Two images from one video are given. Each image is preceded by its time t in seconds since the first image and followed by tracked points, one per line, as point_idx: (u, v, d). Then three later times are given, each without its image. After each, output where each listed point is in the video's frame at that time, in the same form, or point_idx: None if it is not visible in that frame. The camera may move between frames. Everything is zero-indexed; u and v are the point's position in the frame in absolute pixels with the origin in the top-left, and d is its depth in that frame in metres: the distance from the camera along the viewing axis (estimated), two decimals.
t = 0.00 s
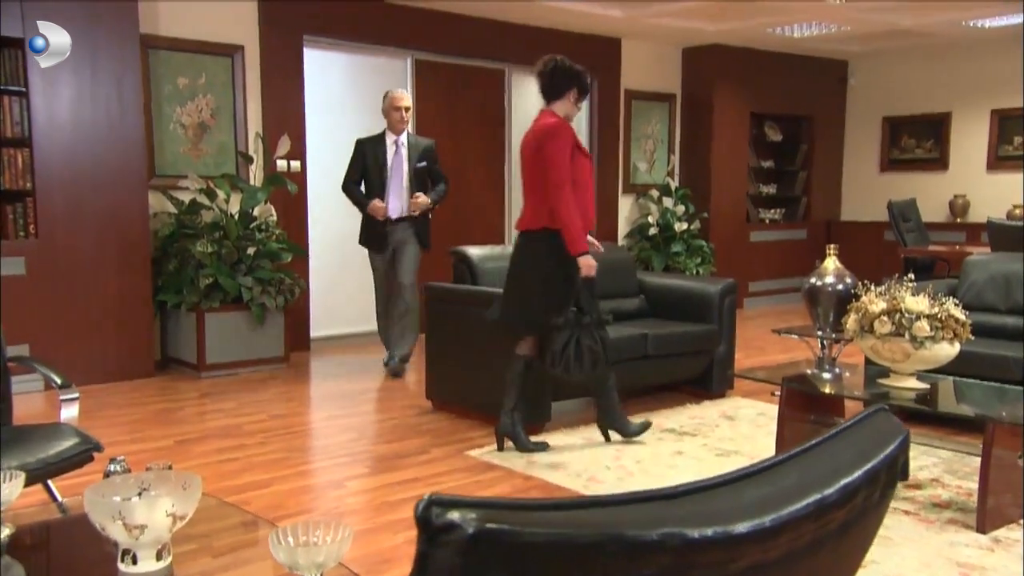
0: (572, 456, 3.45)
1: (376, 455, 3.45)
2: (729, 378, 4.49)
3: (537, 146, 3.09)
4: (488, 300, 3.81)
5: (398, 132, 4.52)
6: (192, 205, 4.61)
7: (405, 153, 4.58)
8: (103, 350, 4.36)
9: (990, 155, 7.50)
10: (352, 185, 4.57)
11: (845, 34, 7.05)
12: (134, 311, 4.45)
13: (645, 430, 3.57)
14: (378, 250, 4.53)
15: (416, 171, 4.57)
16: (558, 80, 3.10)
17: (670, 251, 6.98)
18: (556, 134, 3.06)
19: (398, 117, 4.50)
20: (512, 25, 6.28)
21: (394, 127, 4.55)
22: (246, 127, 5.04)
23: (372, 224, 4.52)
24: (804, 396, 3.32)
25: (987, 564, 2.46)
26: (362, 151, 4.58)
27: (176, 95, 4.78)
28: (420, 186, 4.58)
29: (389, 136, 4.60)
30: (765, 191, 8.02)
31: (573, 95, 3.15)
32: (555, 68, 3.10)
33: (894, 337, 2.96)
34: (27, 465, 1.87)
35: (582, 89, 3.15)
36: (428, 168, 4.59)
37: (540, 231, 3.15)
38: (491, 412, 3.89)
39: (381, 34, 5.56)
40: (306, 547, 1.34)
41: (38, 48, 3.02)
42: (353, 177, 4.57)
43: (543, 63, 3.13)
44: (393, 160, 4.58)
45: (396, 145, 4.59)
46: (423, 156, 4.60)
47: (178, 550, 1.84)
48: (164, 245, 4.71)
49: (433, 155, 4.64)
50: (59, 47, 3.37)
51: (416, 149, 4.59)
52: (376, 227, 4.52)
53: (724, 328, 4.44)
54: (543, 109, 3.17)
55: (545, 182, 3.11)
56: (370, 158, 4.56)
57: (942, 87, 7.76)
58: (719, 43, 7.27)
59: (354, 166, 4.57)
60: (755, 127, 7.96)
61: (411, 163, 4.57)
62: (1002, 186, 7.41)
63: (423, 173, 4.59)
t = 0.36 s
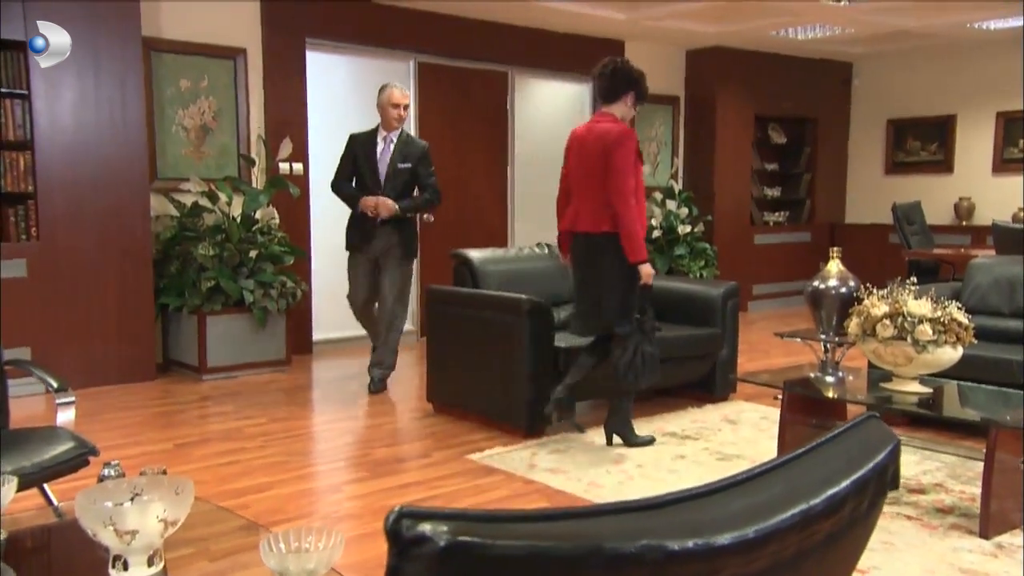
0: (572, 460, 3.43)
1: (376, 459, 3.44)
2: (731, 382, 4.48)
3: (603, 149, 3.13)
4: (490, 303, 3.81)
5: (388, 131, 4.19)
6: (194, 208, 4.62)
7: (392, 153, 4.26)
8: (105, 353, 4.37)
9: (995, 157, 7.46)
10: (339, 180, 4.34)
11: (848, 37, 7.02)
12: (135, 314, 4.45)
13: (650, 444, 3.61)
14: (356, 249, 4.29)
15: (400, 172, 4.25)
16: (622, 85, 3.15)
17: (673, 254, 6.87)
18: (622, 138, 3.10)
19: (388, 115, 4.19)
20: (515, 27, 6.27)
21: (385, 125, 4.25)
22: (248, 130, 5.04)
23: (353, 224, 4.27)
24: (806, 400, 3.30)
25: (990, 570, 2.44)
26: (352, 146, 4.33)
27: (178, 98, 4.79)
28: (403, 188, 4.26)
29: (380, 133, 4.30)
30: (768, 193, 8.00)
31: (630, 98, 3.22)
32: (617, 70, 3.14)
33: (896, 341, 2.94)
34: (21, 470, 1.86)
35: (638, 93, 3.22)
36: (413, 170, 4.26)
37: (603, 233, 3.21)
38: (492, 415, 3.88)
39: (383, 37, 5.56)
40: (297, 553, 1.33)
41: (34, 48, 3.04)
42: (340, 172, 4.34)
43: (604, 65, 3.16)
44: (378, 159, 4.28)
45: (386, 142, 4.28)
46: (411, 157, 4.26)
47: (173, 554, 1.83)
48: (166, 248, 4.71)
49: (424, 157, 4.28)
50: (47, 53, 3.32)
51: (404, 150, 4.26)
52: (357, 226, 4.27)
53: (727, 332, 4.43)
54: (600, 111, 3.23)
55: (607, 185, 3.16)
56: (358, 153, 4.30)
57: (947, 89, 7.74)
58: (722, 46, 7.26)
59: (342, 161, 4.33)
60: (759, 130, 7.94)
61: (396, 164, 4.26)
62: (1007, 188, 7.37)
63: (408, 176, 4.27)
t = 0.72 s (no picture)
0: (569, 464, 3.42)
1: (374, 462, 3.44)
2: (731, 386, 4.46)
3: (609, 144, 3.25)
4: (489, 305, 3.80)
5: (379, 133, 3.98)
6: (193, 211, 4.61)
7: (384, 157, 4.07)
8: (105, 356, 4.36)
9: (998, 160, 7.44)
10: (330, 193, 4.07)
11: (850, 39, 7.00)
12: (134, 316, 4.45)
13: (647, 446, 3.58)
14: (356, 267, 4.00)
15: (396, 176, 4.06)
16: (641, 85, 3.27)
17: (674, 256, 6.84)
18: (625, 134, 3.22)
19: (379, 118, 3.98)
20: (515, 29, 6.26)
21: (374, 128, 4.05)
22: (247, 132, 5.03)
23: (348, 238, 3.99)
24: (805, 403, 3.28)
25: None
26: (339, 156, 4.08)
27: (177, 100, 4.79)
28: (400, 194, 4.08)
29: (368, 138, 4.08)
30: (770, 196, 7.97)
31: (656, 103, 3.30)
32: (644, 73, 3.27)
33: (895, 344, 2.92)
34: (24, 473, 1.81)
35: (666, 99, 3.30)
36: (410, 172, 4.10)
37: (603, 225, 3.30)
38: (490, 418, 3.87)
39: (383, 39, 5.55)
40: (285, 561, 1.32)
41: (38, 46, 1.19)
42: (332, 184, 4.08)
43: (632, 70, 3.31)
44: (372, 164, 4.06)
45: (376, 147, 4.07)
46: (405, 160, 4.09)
47: (165, 559, 1.82)
48: (165, 250, 4.71)
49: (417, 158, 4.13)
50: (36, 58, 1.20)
51: (397, 152, 4.09)
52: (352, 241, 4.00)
53: (727, 335, 4.41)
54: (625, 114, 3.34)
55: (614, 179, 3.26)
56: (348, 162, 4.05)
57: (948, 92, 7.72)
58: (723, 48, 7.24)
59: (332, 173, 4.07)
60: (760, 132, 7.92)
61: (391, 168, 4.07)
62: (1009, 190, 7.35)
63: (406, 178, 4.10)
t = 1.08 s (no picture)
0: (562, 463, 3.41)
1: (365, 461, 3.42)
2: (725, 384, 4.45)
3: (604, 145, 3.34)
4: (482, 304, 3.79)
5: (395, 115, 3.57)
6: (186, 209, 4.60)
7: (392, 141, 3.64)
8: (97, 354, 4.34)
9: (994, 158, 7.44)
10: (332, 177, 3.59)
11: (847, 37, 6.99)
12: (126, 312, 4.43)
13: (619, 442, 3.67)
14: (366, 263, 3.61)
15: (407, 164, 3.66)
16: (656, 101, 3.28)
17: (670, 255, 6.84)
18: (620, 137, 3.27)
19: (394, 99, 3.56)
20: (510, 27, 6.24)
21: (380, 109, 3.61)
22: (240, 130, 5.01)
23: (355, 232, 3.57)
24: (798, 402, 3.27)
25: None
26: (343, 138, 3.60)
27: (170, 98, 4.76)
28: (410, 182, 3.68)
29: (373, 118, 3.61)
30: (766, 194, 7.96)
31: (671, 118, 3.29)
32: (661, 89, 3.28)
33: (887, 343, 2.91)
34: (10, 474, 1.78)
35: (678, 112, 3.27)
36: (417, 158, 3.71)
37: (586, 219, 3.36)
38: (483, 417, 3.85)
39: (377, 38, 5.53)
40: (264, 563, 1.31)
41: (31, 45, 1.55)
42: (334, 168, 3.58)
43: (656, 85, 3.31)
44: (383, 150, 3.64)
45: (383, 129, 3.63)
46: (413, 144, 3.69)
47: (150, 560, 1.81)
48: (158, 249, 4.69)
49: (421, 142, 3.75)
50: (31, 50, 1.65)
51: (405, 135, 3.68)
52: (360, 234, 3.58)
53: (721, 334, 4.40)
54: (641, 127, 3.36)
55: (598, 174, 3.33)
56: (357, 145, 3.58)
57: (945, 90, 7.71)
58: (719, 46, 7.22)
59: (335, 156, 3.58)
60: (757, 130, 7.91)
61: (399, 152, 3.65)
62: (1006, 188, 7.35)
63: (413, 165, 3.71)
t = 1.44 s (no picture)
0: (544, 460, 3.40)
1: (347, 459, 3.40)
2: (709, 381, 4.45)
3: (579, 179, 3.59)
4: (466, 301, 3.77)
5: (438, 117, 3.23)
6: (167, 205, 4.55)
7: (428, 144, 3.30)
8: (77, 351, 4.31)
9: (978, 154, 7.47)
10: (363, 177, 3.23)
11: (832, 33, 7.00)
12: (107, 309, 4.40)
13: (594, 438, 3.68)
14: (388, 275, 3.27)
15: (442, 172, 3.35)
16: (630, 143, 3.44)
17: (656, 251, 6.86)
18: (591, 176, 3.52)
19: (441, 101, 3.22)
20: (495, 22, 6.22)
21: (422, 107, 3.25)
22: (222, 125, 4.97)
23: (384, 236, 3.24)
24: (781, 399, 3.27)
25: (958, 570, 2.41)
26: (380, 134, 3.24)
27: (151, 92, 4.72)
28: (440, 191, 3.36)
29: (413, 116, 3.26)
30: (752, 190, 7.96)
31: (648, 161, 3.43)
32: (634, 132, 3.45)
33: (869, 339, 2.91)
34: None
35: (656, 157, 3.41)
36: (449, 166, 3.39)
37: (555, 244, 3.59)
38: (467, 414, 3.83)
39: (361, 32, 5.49)
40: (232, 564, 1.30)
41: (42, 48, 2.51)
42: (366, 167, 3.22)
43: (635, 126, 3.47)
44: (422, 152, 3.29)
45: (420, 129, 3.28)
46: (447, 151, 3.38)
47: (124, 560, 1.79)
48: (139, 244, 4.65)
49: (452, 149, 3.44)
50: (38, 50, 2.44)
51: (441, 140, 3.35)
52: (388, 240, 3.26)
53: (705, 330, 4.40)
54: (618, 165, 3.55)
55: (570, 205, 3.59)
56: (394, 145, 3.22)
57: (929, 86, 7.74)
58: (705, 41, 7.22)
59: (369, 155, 3.22)
60: (742, 126, 7.92)
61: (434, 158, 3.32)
62: (989, 185, 7.38)
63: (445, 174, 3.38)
